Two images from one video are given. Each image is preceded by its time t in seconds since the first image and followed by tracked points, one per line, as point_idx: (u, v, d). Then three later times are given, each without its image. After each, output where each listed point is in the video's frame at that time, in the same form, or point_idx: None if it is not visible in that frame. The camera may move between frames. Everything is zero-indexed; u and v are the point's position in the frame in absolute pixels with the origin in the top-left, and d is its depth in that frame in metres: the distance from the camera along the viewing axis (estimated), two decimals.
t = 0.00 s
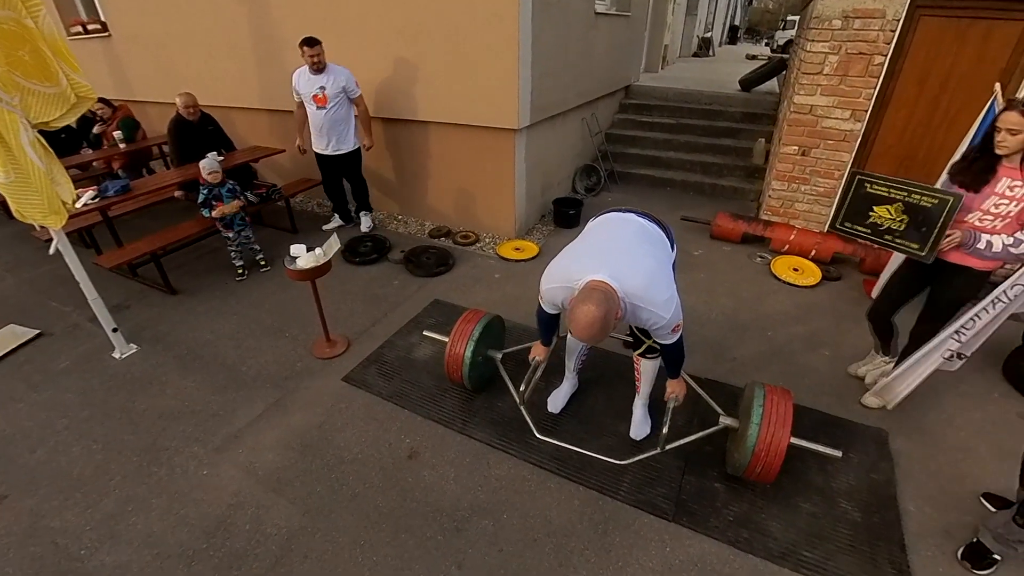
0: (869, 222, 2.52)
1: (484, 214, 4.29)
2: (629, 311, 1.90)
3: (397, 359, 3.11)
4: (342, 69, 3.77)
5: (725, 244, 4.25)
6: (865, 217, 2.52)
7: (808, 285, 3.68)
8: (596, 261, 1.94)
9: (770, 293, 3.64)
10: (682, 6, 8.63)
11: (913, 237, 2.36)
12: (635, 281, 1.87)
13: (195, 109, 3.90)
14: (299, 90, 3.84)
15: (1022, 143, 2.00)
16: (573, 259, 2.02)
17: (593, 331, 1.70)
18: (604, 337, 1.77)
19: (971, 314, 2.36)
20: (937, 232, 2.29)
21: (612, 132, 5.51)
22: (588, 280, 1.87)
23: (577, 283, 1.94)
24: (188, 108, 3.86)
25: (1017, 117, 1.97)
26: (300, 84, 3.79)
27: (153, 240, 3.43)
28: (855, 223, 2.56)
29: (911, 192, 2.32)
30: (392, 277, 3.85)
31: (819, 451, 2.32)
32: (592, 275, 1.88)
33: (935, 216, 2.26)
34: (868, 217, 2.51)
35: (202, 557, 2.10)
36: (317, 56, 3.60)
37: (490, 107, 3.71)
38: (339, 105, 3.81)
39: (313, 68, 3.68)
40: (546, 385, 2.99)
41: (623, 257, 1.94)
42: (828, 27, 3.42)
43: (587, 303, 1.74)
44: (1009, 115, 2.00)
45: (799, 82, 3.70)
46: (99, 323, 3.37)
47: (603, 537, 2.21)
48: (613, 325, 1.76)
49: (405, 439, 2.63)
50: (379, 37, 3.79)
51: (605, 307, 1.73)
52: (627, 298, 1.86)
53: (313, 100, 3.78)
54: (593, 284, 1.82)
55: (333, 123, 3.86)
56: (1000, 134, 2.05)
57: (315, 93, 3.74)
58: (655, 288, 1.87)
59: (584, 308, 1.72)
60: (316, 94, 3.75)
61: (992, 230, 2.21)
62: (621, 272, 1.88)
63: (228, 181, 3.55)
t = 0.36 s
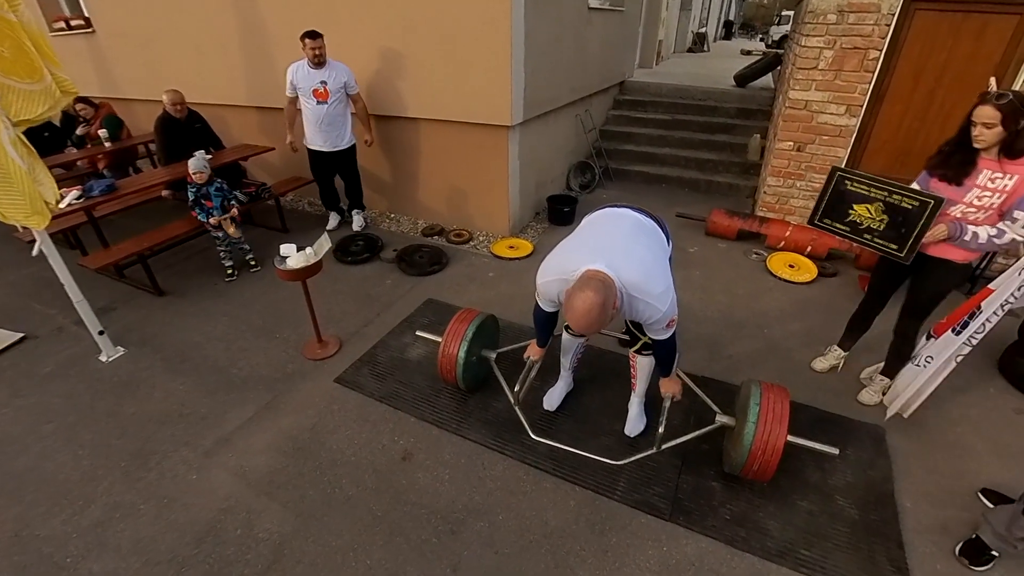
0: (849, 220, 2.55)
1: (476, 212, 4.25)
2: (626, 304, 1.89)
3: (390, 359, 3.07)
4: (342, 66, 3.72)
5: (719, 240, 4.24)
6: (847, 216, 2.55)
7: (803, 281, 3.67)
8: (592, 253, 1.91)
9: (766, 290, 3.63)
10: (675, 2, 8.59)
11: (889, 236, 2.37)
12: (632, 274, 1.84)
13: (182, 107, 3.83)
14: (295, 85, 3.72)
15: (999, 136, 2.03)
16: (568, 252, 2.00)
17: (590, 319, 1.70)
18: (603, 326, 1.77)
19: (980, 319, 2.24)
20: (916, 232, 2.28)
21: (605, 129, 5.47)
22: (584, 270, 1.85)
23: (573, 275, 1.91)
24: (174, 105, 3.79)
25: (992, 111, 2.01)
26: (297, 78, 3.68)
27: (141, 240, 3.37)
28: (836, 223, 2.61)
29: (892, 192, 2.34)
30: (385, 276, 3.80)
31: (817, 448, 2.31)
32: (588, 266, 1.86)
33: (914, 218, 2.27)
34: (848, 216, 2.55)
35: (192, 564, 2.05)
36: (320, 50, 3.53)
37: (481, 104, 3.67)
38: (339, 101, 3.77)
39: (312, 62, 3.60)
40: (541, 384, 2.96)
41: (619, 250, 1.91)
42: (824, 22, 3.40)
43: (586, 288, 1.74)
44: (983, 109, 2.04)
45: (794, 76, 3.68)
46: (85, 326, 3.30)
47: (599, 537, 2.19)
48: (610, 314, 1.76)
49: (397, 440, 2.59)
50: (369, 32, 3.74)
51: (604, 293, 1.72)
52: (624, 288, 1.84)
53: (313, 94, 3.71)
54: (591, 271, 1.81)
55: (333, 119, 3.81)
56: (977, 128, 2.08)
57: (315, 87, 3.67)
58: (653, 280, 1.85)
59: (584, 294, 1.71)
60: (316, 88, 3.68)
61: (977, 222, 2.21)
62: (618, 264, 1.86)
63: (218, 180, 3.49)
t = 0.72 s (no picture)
0: (840, 220, 2.53)
1: (471, 211, 4.21)
2: (623, 305, 1.87)
3: (385, 361, 3.04)
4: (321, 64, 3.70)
5: (714, 239, 4.23)
6: (838, 216, 2.54)
7: (799, 279, 3.67)
8: (588, 254, 1.89)
9: (762, 288, 3.62)
10: None
11: (882, 234, 2.35)
12: (629, 274, 1.83)
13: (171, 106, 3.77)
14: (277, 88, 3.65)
15: (988, 134, 2.02)
16: (563, 253, 1.98)
17: (586, 318, 1.67)
18: (599, 327, 1.75)
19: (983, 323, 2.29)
20: (908, 230, 2.27)
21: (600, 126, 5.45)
22: (580, 272, 1.83)
23: (569, 277, 1.89)
24: (162, 104, 3.73)
25: (982, 109, 1.99)
26: (279, 79, 3.62)
27: (129, 242, 3.31)
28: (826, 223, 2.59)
29: (884, 191, 2.35)
30: (378, 277, 3.77)
31: (814, 448, 2.30)
32: (585, 267, 1.84)
33: (907, 215, 2.27)
34: (839, 216, 2.54)
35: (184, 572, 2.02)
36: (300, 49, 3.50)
37: (475, 101, 3.62)
38: (326, 99, 3.74)
39: (292, 61, 3.56)
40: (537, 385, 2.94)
41: (616, 250, 1.90)
42: (820, 18, 3.39)
43: (582, 288, 1.72)
44: (972, 108, 2.02)
45: (789, 73, 3.66)
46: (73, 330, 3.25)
47: (597, 539, 2.17)
48: (606, 315, 1.74)
49: (393, 443, 2.56)
50: (360, 28, 3.68)
51: (600, 295, 1.71)
52: (622, 288, 1.82)
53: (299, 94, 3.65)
54: (586, 273, 1.79)
55: (322, 117, 3.77)
56: (966, 126, 2.06)
57: (302, 86, 3.62)
58: (651, 280, 1.84)
59: (579, 296, 1.69)
60: (302, 87, 3.63)
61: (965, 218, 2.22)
62: (615, 265, 1.84)
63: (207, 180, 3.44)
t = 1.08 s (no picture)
0: (827, 231, 2.53)
1: (462, 217, 4.18)
2: (612, 322, 1.86)
3: (376, 372, 3.02)
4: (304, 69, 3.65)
5: (707, 243, 4.22)
6: (825, 228, 2.54)
7: (791, 284, 3.66)
8: (575, 272, 1.88)
9: (754, 294, 3.62)
10: None
11: (869, 246, 2.34)
12: (616, 292, 1.82)
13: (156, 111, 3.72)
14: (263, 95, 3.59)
15: (976, 146, 2.01)
16: (551, 270, 1.97)
17: (574, 337, 1.66)
18: (587, 344, 1.73)
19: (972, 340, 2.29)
20: (893, 243, 2.26)
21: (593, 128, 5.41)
22: (569, 290, 1.82)
23: (558, 296, 1.88)
24: (148, 109, 3.67)
25: (971, 123, 1.98)
26: (263, 86, 3.55)
27: (117, 252, 3.28)
28: (814, 234, 2.59)
29: (869, 203, 2.33)
30: (370, 284, 3.74)
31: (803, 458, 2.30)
32: (573, 285, 1.83)
33: (892, 228, 2.25)
34: (826, 228, 2.53)
35: None
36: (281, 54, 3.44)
37: (464, 105, 3.58)
38: (313, 103, 3.70)
39: (274, 67, 3.50)
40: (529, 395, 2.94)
41: (603, 267, 1.88)
42: (811, 23, 3.36)
43: (569, 308, 1.71)
44: (959, 121, 2.01)
45: (781, 77, 3.63)
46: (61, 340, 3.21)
47: (587, 552, 2.18)
48: (594, 333, 1.73)
49: (383, 457, 2.56)
50: (347, 31, 3.63)
51: (588, 314, 1.70)
52: (608, 306, 1.81)
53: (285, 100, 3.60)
54: (574, 292, 1.78)
55: (311, 122, 3.73)
56: (954, 139, 2.05)
57: (287, 91, 3.56)
58: (639, 298, 1.83)
59: (566, 315, 1.68)
60: (287, 92, 3.58)
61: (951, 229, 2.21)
62: (603, 282, 1.83)
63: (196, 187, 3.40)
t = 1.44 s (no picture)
0: (815, 248, 2.53)
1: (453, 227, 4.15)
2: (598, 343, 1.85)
3: (366, 388, 3.02)
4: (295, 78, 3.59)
5: (698, 251, 4.22)
6: (813, 245, 2.54)
7: (781, 294, 3.67)
8: (562, 296, 1.86)
9: (744, 304, 3.63)
10: None
11: (857, 263, 2.34)
12: (603, 317, 1.81)
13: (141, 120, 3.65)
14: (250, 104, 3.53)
15: (959, 167, 2.01)
16: (538, 294, 1.96)
17: (562, 360, 1.65)
18: (576, 366, 1.72)
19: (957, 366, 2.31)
20: (881, 262, 2.27)
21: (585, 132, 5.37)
22: (555, 315, 1.80)
23: (545, 321, 1.87)
24: (133, 119, 3.61)
25: (953, 144, 1.98)
26: (251, 96, 3.50)
27: (104, 266, 3.24)
28: (802, 250, 2.59)
29: (856, 221, 2.33)
30: (360, 296, 3.73)
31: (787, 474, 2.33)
32: (559, 310, 1.82)
33: (880, 245, 2.25)
34: (814, 245, 2.53)
35: None
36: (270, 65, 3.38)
37: (453, 114, 3.53)
38: (302, 113, 3.64)
39: (263, 77, 3.44)
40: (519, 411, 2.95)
41: (590, 292, 1.87)
42: (800, 31, 3.33)
43: (556, 332, 1.70)
44: (944, 142, 2.01)
45: (770, 86, 3.60)
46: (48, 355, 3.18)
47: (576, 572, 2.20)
48: (582, 355, 1.72)
49: (374, 476, 2.56)
50: (332, 38, 3.56)
51: (575, 336, 1.69)
52: (594, 332, 1.81)
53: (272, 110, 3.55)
54: (561, 315, 1.78)
55: (299, 132, 3.67)
56: (938, 159, 2.05)
57: (275, 102, 3.51)
58: (624, 323, 1.81)
59: (553, 338, 1.68)
60: (275, 103, 3.52)
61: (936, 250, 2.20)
62: (590, 307, 1.82)
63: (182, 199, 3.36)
